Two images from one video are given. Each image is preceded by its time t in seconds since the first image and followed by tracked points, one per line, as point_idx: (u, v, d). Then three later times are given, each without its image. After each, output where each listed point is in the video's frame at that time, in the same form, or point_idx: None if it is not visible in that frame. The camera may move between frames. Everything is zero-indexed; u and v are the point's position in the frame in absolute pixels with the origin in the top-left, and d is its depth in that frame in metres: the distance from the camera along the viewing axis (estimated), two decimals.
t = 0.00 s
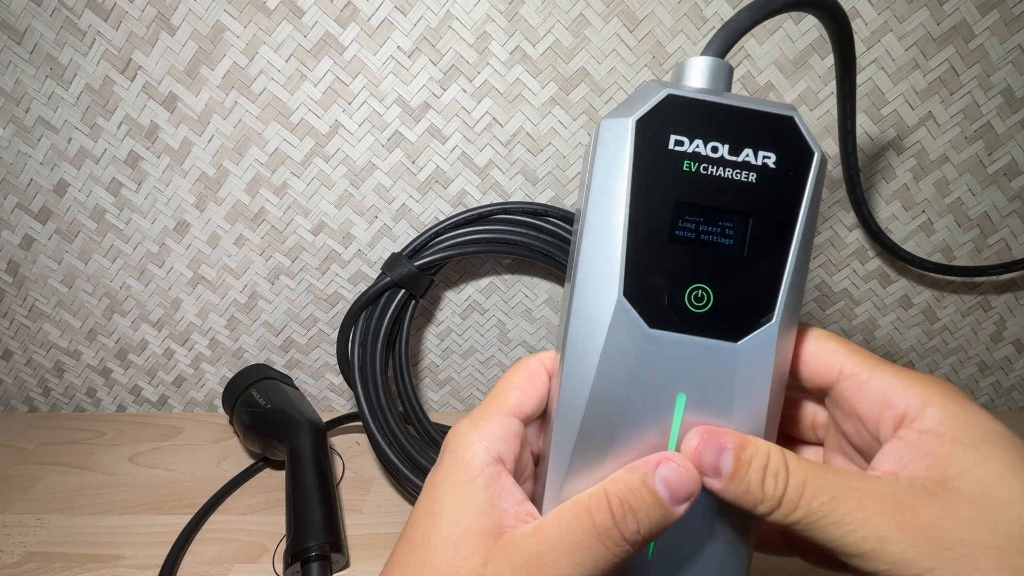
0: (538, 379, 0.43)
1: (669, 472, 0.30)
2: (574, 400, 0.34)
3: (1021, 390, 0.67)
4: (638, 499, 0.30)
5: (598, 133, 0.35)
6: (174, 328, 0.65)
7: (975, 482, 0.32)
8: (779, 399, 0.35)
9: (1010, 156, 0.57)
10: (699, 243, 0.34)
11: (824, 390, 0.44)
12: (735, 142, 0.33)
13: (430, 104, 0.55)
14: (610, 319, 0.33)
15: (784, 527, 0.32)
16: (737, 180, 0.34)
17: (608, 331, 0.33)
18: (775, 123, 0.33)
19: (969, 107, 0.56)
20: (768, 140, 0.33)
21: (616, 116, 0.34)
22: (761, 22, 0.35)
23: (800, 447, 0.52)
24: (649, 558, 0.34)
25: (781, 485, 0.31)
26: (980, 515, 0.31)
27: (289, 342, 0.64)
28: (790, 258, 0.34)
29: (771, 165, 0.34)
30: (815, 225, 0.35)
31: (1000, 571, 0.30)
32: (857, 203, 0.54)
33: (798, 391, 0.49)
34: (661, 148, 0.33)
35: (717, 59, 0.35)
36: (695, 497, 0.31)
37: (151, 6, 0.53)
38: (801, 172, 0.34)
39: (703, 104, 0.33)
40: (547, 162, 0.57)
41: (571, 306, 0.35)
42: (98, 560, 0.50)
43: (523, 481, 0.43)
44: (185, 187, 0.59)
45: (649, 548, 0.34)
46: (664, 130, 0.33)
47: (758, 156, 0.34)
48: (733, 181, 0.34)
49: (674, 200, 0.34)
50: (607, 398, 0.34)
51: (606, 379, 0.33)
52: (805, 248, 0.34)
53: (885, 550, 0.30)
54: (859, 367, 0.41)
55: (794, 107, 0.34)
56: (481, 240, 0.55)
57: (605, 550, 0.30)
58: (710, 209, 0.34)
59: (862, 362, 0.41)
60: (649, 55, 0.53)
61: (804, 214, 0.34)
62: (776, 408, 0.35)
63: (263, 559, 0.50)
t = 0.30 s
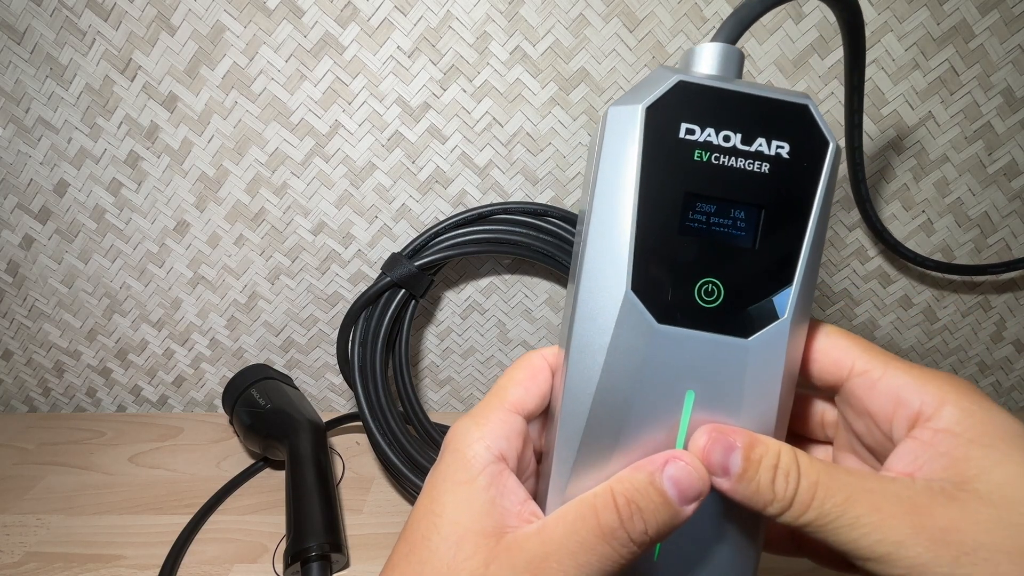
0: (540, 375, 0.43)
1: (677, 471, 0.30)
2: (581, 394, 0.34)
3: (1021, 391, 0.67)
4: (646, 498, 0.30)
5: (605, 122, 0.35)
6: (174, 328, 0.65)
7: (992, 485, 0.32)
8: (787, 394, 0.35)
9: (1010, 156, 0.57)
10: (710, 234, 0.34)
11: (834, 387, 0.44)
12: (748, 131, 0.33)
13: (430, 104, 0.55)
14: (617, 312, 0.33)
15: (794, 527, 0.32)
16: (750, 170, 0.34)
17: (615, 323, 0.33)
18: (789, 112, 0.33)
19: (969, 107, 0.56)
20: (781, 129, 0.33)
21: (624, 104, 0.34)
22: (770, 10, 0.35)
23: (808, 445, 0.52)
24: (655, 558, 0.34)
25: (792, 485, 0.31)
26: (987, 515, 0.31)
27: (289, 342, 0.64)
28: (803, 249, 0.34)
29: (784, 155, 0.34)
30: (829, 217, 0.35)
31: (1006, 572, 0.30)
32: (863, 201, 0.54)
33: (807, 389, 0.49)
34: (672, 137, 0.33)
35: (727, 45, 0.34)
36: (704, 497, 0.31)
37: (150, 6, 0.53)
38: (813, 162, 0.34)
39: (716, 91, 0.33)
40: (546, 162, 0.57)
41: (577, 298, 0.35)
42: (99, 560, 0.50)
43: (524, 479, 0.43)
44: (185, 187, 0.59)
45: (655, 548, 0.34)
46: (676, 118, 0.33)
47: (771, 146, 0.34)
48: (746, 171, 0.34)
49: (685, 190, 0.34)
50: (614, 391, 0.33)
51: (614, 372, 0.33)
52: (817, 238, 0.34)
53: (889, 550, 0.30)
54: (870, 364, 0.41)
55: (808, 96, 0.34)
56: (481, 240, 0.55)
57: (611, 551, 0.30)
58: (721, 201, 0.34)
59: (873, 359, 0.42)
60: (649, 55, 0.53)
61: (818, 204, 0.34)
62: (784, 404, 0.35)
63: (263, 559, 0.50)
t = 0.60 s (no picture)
0: (541, 375, 0.43)
1: (676, 471, 0.29)
2: (578, 397, 0.34)
3: (1021, 390, 0.67)
4: (644, 498, 0.29)
5: (602, 126, 0.35)
6: (174, 328, 0.65)
7: (989, 484, 0.32)
8: (784, 396, 0.35)
9: (1009, 156, 0.57)
10: (706, 237, 0.34)
11: (831, 388, 0.44)
12: (743, 135, 0.33)
13: (430, 104, 0.55)
14: (615, 314, 0.33)
15: (792, 527, 0.32)
16: (746, 173, 0.34)
17: (612, 326, 0.33)
18: (783, 116, 0.34)
19: (969, 107, 0.56)
20: (776, 132, 0.33)
21: (621, 108, 0.34)
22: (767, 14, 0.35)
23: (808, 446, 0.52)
24: (654, 558, 0.34)
25: (789, 485, 0.31)
26: (984, 514, 0.31)
27: (289, 342, 0.64)
28: (799, 252, 0.34)
29: (779, 159, 0.34)
30: (823, 220, 0.35)
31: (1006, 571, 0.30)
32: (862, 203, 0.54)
33: (803, 389, 0.49)
34: (668, 141, 0.33)
35: (723, 50, 0.34)
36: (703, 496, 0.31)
37: (151, 6, 0.53)
38: (809, 165, 0.34)
39: (710, 96, 0.33)
40: (547, 162, 0.57)
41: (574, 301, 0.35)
42: (99, 560, 0.50)
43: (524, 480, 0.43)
44: (185, 187, 0.59)
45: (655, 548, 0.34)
46: (671, 122, 0.33)
47: (766, 150, 0.34)
48: (741, 174, 0.34)
49: (681, 193, 0.34)
50: (611, 393, 0.33)
51: (611, 375, 0.33)
52: (813, 241, 0.34)
53: (889, 549, 0.30)
54: (865, 365, 0.42)
55: (803, 100, 0.34)
56: (481, 240, 0.55)
57: (609, 551, 0.30)
58: (717, 203, 0.34)
59: (869, 360, 0.42)
60: (649, 55, 0.53)
61: (813, 208, 0.34)
62: (781, 405, 0.35)
63: (263, 559, 0.50)
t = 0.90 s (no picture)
0: (544, 375, 0.43)
1: (681, 469, 0.30)
2: (583, 393, 0.34)
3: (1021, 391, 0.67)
4: (650, 496, 0.30)
5: (605, 121, 0.35)
6: (174, 328, 0.65)
7: (1000, 482, 0.32)
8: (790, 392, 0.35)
9: (1010, 156, 0.57)
10: (712, 232, 0.34)
11: (839, 386, 0.44)
12: (749, 129, 0.33)
13: (430, 104, 0.55)
14: (620, 308, 0.33)
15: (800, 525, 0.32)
16: (751, 167, 0.34)
17: (617, 321, 0.33)
18: (789, 110, 0.34)
19: (969, 107, 0.56)
20: (782, 125, 0.33)
21: (624, 102, 0.34)
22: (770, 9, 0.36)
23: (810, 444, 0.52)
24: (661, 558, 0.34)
25: (798, 482, 0.31)
26: (996, 512, 0.31)
27: (289, 342, 0.64)
28: (805, 246, 0.34)
29: (784, 152, 0.34)
30: (830, 213, 0.35)
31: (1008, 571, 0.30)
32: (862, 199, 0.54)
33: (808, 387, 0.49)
34: (672, 134, 0.33)
35: (726, 44, 0.34)
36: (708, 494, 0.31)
37: (151, 6, 0.53)
38: (815, 158, 0.34)
39: (715, 90, 0.33)
40: (546, 162, 0.57)
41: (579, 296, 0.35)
42: (98, 560, 0.50)
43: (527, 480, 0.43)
44: (185, 187, 0.59)
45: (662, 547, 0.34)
46: (676, 116, 0.33)
47: (772, 143, 0.34)
48: (746, 168, 0.34)
49: (687, 187, 0.34)
50: (616, 389, 0.33)
51: (616, 371, 0.33)
52: (819, 234, 0.34)
53: (893, 548, 0.30)
54: (874, 362, 0.42)
55: (808, 93, 0.34)
56: (481, 240, 0.55)
57: (615, 550, 0.30)
58: (723, 197, 0.34)
59: (878, 357, 0.42)
60: (649, 55, 0.53)
61: (819, 201, 0.34)
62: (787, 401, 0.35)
63: (263, 559, 0.50)
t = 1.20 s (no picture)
0: (542, 370, 0.43)
1: (678, 455, 0.30)
2: (581, 385, 0.34)
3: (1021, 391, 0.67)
4: (648, 482, 0.30)
5: (600, 114, 0.35)
6: (174, 328, 0.65)
7: (1006, 477, 0.32)
8: (789, 380, 0.35)
9: (1009, 156, 0.57)
10: (707, 220, 0.34)
11: (843, 381, 0.44)
12: (741, 119, 0.33)
13: (430, 104, 0.55)
14: (619, 296, 0.33)
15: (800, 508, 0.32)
16: (745, 156, 0.34)
17: (616, 310, 0.33)
18: (780, 100, 0.34)
19: (969, 107, 0.56)
20: (773, 115, 0.34)
21: (618, 95, 0.34)
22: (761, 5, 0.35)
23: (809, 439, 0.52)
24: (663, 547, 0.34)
25: (799, 462, 0.31)
26: (997, 505, 0.31)
27: (289, 342, 0.64)
28: (799, 234, 0.34)
29: (777, 141, 0.34)
30: (823, 202, 0.35)
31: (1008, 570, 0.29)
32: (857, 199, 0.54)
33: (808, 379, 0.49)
34: (666, 125, 0.33)
35: (718, 39, 0.35)
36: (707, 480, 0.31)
37: (151, 6, 0.53)
38: (807, 147, 0.34)
39: (707, 81, 0.33)
40: (547, 162, 0.57)
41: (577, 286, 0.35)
42: (98, 560, 0.50)
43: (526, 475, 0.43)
44: (185, 187, 0.59)
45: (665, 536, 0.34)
46: (669, 107, 0.33)
47: (764, 133, 0.34)
48: (740, 157, 0.34)
49: (681, 176, 0.34)
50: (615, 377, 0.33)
51: (615, 360, 0.33)
52: (812, 222, 0.34)
53: (895, 535, 0.30)
54: (881, 358, 0.42)
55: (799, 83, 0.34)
56: (481, 240, 0.55)
57: (616, 539, 0.30)
58: (718, 185, 0.34)
59: (885, 353, 0.42)
60: (649, 55, 0.53)
61: (811, 190, 0.34)
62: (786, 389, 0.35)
63: (263, 559, 0.50)
